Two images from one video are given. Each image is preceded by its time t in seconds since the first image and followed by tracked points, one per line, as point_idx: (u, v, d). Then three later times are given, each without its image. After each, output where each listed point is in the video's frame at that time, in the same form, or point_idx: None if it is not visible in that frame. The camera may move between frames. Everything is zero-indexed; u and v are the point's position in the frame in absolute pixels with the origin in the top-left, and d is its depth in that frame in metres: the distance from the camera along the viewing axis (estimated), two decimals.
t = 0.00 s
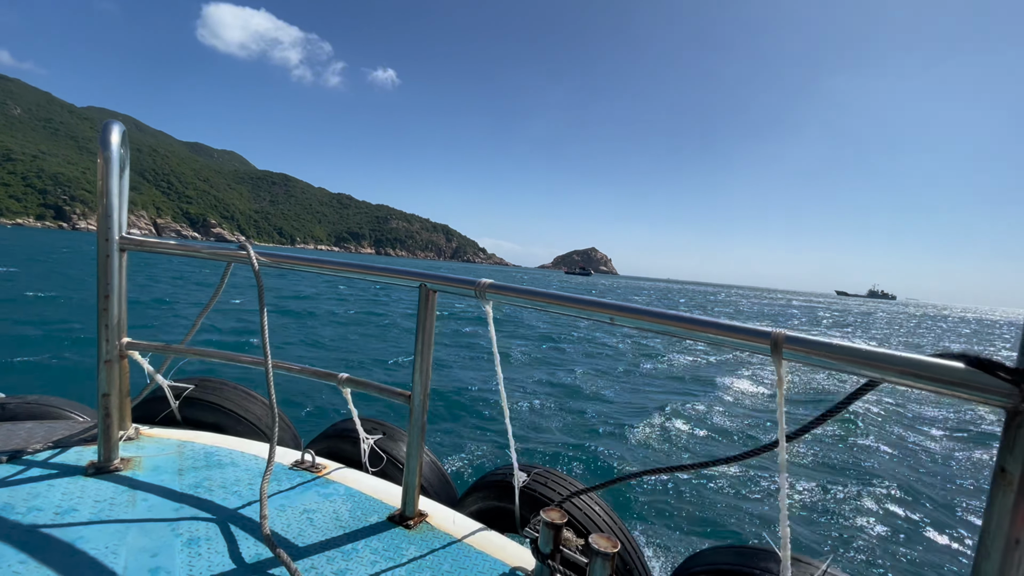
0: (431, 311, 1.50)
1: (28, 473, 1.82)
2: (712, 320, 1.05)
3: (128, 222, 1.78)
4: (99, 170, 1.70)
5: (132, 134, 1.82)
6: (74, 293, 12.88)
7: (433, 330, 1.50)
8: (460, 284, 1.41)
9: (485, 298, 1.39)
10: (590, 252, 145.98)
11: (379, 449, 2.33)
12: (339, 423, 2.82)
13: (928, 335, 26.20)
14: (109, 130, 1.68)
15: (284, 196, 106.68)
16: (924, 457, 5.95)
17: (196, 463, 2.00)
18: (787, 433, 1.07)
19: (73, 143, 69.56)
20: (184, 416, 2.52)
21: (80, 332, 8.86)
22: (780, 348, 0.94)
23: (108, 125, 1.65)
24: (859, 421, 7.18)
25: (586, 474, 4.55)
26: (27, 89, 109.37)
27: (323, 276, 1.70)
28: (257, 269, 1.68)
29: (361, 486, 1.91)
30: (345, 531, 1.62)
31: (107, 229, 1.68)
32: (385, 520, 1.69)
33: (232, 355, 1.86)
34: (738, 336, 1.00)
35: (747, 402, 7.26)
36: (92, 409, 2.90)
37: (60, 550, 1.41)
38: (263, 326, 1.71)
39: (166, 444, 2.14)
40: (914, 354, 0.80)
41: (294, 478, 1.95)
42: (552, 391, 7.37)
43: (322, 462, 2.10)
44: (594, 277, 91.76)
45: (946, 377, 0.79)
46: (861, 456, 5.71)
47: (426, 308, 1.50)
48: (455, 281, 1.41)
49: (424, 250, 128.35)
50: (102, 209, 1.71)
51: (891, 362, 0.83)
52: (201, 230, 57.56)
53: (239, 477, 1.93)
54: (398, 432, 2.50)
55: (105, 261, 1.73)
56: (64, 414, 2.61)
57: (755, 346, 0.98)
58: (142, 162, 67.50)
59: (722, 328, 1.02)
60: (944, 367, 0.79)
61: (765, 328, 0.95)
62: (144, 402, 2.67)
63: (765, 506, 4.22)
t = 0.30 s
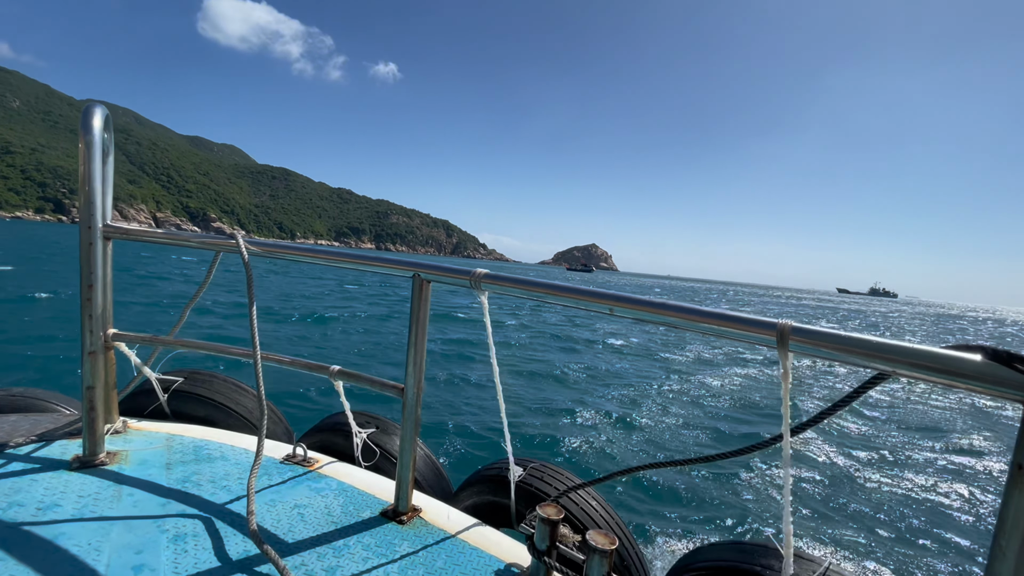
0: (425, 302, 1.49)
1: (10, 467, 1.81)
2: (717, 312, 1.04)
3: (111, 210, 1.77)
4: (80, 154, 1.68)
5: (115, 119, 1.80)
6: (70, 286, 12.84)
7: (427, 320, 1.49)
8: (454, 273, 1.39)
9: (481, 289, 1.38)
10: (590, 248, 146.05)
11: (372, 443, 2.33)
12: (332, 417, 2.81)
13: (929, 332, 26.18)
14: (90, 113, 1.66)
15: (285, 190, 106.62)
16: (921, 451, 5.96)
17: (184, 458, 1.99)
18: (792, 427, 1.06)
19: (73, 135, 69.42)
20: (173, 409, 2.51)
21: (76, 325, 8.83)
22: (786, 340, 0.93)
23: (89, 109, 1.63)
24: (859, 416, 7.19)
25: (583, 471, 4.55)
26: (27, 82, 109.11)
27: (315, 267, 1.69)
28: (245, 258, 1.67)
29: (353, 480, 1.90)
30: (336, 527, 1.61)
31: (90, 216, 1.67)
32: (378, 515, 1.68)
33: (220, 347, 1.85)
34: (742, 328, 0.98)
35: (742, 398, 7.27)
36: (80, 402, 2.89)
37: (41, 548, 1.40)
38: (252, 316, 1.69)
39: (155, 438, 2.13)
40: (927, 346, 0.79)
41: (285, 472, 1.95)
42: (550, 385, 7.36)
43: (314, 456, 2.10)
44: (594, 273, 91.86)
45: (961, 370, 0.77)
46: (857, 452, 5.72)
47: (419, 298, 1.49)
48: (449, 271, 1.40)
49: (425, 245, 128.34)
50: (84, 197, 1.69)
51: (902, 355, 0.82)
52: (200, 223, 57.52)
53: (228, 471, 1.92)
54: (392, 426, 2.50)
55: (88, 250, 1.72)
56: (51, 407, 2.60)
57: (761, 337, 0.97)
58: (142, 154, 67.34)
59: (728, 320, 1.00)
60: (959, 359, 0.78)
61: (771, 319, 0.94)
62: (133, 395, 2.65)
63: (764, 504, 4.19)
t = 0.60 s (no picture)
0: (422, 307, 1.49)
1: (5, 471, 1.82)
2: (714, 321, 1.03)
3: (106, 212, 1.76)
4: (75, 156, 1.68)
5: (109, 121, 1.79)
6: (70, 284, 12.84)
7: (424, 325, 1.49)
8: (452, 279, 1.39)
9: (478, 295, 1.37)
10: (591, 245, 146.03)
11: (369, 446, 2.33)
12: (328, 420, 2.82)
13: (924, 332, 26.26)
14: (84, 115, 1.66)
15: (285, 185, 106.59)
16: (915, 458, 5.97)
17: (180, 461, 2.00)
18: (788, 436, 1.06)
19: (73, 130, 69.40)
20: (168, 412, 2.51)
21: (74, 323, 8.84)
22: (783, 351, 0.93)
23: (83, 111, 1.63)
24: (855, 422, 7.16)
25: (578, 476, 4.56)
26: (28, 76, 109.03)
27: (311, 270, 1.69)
28: (241, 261, 1.66)
29: (350, 484, 1.91)
30: (333, 532, 1.62)
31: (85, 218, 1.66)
32: (374, 520, 1.68)
33: (215, 350, 1.85)
34: (739, 338, 0.98)
35: (737, 404, 7.29)
36: (75, 405, 2.88)
37: (36, 554, 1.41)
38: (248, 319, 1.69)
39: (150, 441, 2.13)
40: (923, 361, 0.79)
41: (281, 476, 1.95)
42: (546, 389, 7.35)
43: (311, 460, 2.10)
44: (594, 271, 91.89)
45: (955, 384, 0.77)
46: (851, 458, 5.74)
47: (416, 304, 1.49)
48: (447, 276, 1.40)
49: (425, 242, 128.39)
50: (79, 200, 1.69)
51: (898, 368, 0.82)
52: (200, 219, 57.58)
53: (224, 475, 1.92)
54: (388, 429, 2.50)
55: (83, 253, 1.71)
56: (45, 409, 2.60)
57: (757, 348, 0.97)
58: (143, 149, 67.32)
59: (724, 330, 1.00)
60: (954, 373, 0.78)
61: (767, 329, 0.94)
62: (128, 397, 2.65)
63: (758, 511, 4.18)
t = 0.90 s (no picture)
0: (423, 313, 1.50)
1: (11, 472, 1.83)
2: (707, 329, 1.04)
3: (113, 217, 1.78)
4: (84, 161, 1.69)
5: (117, 127, 1.80)
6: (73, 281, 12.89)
7: (426, 331, 1.50)
8: (454, 286, 1.40)
9: (479, 302, 1.38)
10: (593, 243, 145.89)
11: (369, 450, 2.34)
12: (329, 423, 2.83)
13: (929, 330, 26.08)
14: (94, 121, 1.67)
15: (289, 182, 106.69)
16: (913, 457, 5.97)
17: (182, 463, 2.01)
18: (779, 442, 1.07)
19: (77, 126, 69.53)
20: (171, 414, 2.52)
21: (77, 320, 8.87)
22: (773, 359, 0.94)
23: (93, 117, 1.64)
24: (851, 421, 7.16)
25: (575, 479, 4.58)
26: (32, 71, 109.15)
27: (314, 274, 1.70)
28: (246, 266, 1.67)
29: (350, 486, 1.92)
30: (334, 533, 1.63)
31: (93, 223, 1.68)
32: (374, 522, 1.70)
33: (218, 353, 1.85)
34: (731, 346, 0.99)
35: (737, 407, 7.31)
36: (77, 407, 2.90)
37: (42, 554, 1.42)
38: (253, 323, 1.70)
39: (153, 443, 2.15)
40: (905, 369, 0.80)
41: (283, 478, 1.96)
42: (544, 391, 7.34)
43: (312, 462, 2.11)
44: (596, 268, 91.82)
45: (937, 393, 0.79)
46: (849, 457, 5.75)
47: (418, 310, 1.50)
48: (449, 284, 1.40)
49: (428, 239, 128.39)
50: (86, 205, 1.70)
51: (882, 376, 0.83)
52: (203, 216, 57.67)
53: (227, 477, 1.94)
54: (388, 432, 2.51)
55: (90, 257, 1.72)
56: (47, 410, 2.61)
57: (747, 355, 0.98)
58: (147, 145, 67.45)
59: (716, 338, 1.01)
60: (936, 382, 0.79)
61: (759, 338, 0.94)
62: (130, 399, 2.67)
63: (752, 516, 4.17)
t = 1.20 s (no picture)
0: (433, 313, 1.51)
1: (29, 461, 1.87)
2: (710, 330, 1.05)
3: (133, 217, 1.80)
4: (108, 162, 1.72)
5: (140, 129, 1.83)
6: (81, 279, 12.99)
7: (436, 331, 1.51)
8: (463, 287, 1.41)
9: (487, 303, 1.39)
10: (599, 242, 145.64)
11: (376, 448, 2.36)
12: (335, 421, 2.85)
13: (935, 328, 25.91)
14: (118, 123, 1.70)
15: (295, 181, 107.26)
16: (916, 456, 5.94)
17: (194, 457, 2.04)
18: (779, 440, 1.09)
19: (87, 125, 70.26)
20: (181, 410, 2.55)
21: (85, 318, 8.92)
22: (775, 360, 0.95)
23: (118, 120, 1.67)
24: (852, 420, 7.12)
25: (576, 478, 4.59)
26: (43, 72, 110.22)
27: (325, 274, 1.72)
28: (261, 265, 1.69)
29: (358, 483, 1.94)
30: (343, 527, 1.65)
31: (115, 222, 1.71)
32: (382, 518, 1.71)
33: (232, 351, 1.88)
34: (733, 346, 1.00)
35: (738, 405, 7.29)
36: (88, 402, 2.94)
37: (61, 541, 1.45)
38: (267, 322, 1.72)
39: (164, 438, 2.18)
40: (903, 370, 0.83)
41: (291, 474, 1.99)
42: (547, 390, 7.36)
43: (319, 459, 2.13)
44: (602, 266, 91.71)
45: (932, 391, 0.83)
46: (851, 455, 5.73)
47: (428, 310, 1.51)
48: (458, 284, 1.41)
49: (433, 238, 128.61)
50: (110, 203, 1.73)
51: (881, 376, 0.86)
52: (210, 215, 58.10)
53: (237, 471, 1.96)
54: (394, 431, 2.53)
55: (111, 255, 1.75)
56: (59, 405, 2.65)
57: (750, 356, 0.99)
58: (156, 144, 67.93)
59: (718, 339, 1.02)
60: (931, 382, 0.83)
61: (760, 339, 0.96)
62: (141, 395, 2.70)
63: (751, 513, 4.17)
